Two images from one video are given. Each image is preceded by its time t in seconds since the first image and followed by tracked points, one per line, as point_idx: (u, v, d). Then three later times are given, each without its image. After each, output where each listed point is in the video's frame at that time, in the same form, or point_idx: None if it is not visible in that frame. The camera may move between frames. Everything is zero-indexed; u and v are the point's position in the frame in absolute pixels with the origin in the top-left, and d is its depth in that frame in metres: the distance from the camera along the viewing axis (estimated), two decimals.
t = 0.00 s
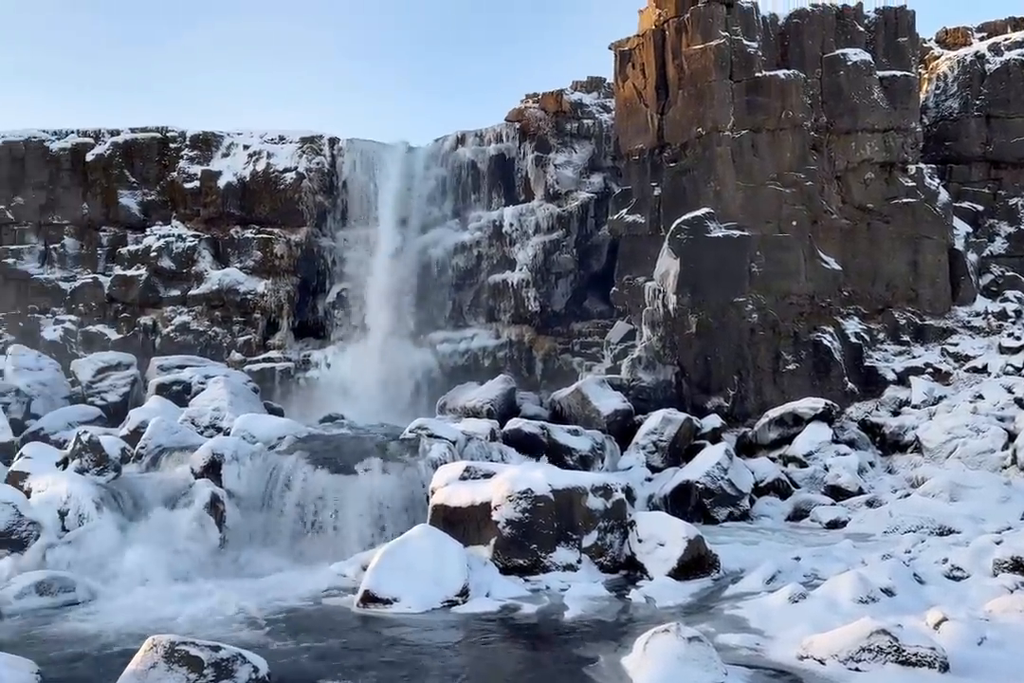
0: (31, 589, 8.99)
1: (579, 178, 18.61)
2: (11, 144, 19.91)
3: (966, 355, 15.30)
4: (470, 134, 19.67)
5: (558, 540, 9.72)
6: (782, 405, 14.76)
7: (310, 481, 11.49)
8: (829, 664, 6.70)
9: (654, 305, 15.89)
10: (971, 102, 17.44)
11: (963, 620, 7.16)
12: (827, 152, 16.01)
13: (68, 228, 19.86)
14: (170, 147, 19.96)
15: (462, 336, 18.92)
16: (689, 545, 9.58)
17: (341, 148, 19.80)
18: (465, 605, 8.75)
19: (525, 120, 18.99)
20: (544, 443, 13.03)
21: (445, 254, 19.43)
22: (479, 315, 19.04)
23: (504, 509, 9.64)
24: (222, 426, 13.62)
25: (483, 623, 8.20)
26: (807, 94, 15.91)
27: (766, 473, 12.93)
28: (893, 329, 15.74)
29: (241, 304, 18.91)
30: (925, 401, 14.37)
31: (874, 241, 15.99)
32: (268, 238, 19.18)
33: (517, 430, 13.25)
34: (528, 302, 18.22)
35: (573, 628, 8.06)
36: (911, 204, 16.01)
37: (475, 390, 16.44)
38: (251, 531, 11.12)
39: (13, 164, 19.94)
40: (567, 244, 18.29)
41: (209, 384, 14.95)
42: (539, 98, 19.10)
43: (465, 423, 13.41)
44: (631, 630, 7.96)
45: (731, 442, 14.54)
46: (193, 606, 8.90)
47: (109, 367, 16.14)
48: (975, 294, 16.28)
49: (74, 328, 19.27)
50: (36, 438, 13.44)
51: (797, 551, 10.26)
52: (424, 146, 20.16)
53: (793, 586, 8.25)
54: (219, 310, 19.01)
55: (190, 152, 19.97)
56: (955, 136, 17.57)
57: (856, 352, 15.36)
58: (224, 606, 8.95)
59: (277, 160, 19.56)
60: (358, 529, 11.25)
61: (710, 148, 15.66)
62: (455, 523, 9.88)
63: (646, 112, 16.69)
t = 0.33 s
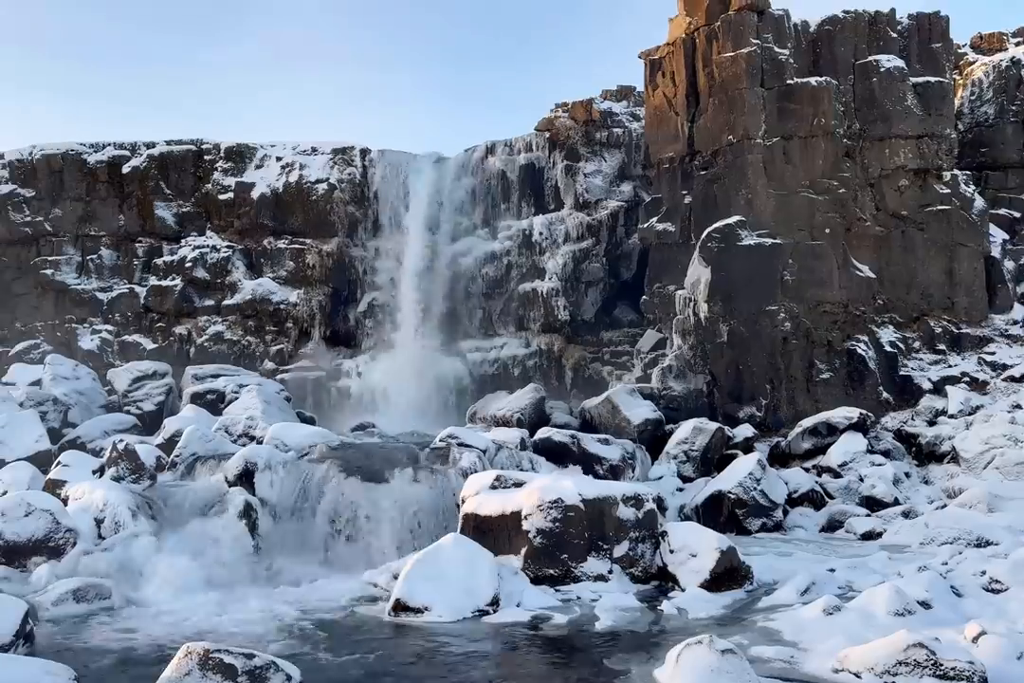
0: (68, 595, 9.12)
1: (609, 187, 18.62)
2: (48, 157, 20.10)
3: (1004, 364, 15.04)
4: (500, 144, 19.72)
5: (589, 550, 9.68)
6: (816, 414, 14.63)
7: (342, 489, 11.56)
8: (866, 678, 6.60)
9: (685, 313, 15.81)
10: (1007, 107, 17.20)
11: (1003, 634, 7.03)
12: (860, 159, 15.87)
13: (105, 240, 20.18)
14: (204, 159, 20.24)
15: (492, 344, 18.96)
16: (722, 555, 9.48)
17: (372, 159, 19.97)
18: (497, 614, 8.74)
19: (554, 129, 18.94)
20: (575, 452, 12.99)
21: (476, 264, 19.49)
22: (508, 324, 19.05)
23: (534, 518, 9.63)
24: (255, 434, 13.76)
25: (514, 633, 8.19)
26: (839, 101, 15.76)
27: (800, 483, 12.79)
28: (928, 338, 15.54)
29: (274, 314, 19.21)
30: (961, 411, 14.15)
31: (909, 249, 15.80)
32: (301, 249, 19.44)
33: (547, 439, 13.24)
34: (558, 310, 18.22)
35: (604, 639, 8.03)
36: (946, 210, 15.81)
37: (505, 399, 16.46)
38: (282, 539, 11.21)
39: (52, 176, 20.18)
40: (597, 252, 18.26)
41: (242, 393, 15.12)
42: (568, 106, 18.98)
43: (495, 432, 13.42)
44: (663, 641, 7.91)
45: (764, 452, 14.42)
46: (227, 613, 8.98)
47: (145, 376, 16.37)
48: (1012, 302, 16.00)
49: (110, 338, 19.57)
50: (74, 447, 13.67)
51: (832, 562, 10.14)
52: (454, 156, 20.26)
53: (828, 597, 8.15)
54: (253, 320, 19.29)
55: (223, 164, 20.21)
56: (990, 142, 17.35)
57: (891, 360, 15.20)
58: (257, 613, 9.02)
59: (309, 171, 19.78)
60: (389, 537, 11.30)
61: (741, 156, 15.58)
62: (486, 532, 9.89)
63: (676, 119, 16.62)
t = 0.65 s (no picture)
0: (102, 602, 9.22)
1: (637, 195, 18.53)
2: (82, 168, 20.43)
3: None
4: (527, 153, 19.74)
5: (618, 560, 9.64)
6: (848, 424, 14.47)
7: (371, 498, 11.60)
8: None
9: (714, 322, 15.67)
10: None
11: None
12: (891, 166, 15.69)
13: (138, 251, 20.45)
14: (235, 171, 20.48)
15: (519, 353, 18.96)
16: (754, 567, 9.39)
17: (400, 169, 20.09)
18: (525, 624, 8.72)
19: (582, 138, 19.07)
20: (603, 462, 12.94)
21: (503, 272, 19.44)
22: (536, 332, 19.02)
23: (563, 528, 9.62)
24: (286, 443, 13.84)
25: (543, 643, 8.17)
26: (870, 108, 15.59)
27: (832, 493, 12.65)
28: (962, 346, 15.34)
29: (304, 323, 19.41)
30: (996, 420, 13.94)
31: (941, 256, 15.61)
32: (330, 259, 19.65)
33: (575, 449, 13.21)
34: (585, 318, 18.12)
35: (634, 650, 7.98)
36: (979, 217, 15.57)
37: (533, 408, 16.45)
38: (312, 548, 11.26)
39: (86, 188, 20.53)
40: (624, 261, 18.22)
41: (273, 402, 15.23)
42: (597, 115, 19.19)
43: (523, 441, 13.42)
44: (694, 653, 7.85)
45: (795, 462, 14.29)
46: (258, 621, 9.04)
47: (177, 384, 16.54)
48: None
49: (143, 347, 19.80)
50: (108, 455, 13.84)
51: (865, 574, 10.01)
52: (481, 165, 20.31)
53: (861, 609, 8.01)
54: (283, 328, 19.52)
55: (254, 175, 20.44)
56: None
57: (924, 369, 15.04)
58: (288, 621, 9.07)
59: (339, 182, 19.99)
60: (417, 546, 11.30)
61: (770, 164, 15.48)
62: (514, 541, 9.87)
63: (704, 127, 16.56)
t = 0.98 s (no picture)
0: (139, 610, 9.33)
1: (669, 204, 18.33)
2: (121, 181, 20.90)
3: None
4: (558, 163, 19.74)
5: (652, 571, 9.55)
6: (885, 434, 14.23)
7: (404, 508, 11.63)
8: None
9: (748, 330, 15.62)
10: None
11: None
12: (927, 173, 15.50)
13: (175, 262, 20.75)
14: (270, 183, 20.74)
15: (551, 362, 18.92)
16: (790, 579, 9.28)
17: (432, 179, 20.25)
18: (559, 635, 8.66)
19: (613, 147, 18.88)
20: (635, 473, 12.86)
21: (534, 282, 19.43)
22: (567, 342, 18.98)
23: (596, 539, 9.56)
24: (319, 452, 13.93)
25: (577, 654, 8.12)
26: (905, 115, 15.45)
27: (869, 505, 12.46)
28: (1002, 355, 15.05)
29: (337, 333, 19.58)
30: None
31: (980, 264, 15.36)
32: (363, 269, 19.81)
33: (608, 459, 13.15)
34: (617, 328, 18.13)
35: (669, 662, 7.91)
36: (1019, 224, 15.35)
37: (564, 417, 16.41)
38: (346, 556, 11.30)
39: (124, 201, 20.99)
40: (656, 270, 18.09)
41: (307, 411, 15.34)
42: (628, 124, 18.84)
43: (555, 451, 13.38)
44: (729, 666, 7.76)
45: (831, 474, 14.10)
46: (292, 630, 9.08)
47: (213, 394, 16.69)
48: None
49: (179, 357, 20.05)
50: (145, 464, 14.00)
51: (904, 587, 9.84)
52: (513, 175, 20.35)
53: (901, 623, 7.81)
54: (316, 339, 19.68)
55: (289, 187, 20.69)
56: None
57: (963, 379, 14.73)
58: (322, 630, 9.10)
59: (372, 193, 20.18)
60: (450, 556, 11.29)
61: (804, 171, 15.38)
62: (547, 552, 9.85)
63: (737, 135, 16.46)
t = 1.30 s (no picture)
0: (178, 617, 9.42)
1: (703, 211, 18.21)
2: (160, 194, 21.27)
3: None
4: (591, 171, 19.72)
5: (688, 582, 9.47)
6: (925, 443, 14.05)
7: (438, 516, 11.66)
8: None
9: (784, 338, 15.41)
10: None
11: None
12: (966, 178, 15.30)
13: (213, 273, 21.04)
14: (305, 194, 20.95)
15: (584, 371, 18.89)
16: (829, 590, 9.14)
17: (465, 189, 20.33)
18: (594, 646, 8.61)
19: (646, 154, 18.78)
20: (670, 482, 12.77)
21: (567, 290, 19.41)
22: (600, 350, 18.93)
23: (631, 549, 9.50)
24: (354, 461, 13.99)
25: (613, 665, 8.07)
26: (943, 119, 15.26)
27: (909, 515, 12.26)
28: None
29: (371, 342, 19.73)
30: None
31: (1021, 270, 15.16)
32: (397, 279, 19.95)
33: (642, 468, 13.05)
34: (651, 337, 18.03)
35: (706, 674, 7.83)
36: None
37: (598, 426, 16.35)
38: (381, 564, 11.35)
39: (163, 213, 21.34)
40: (690, 277, 17.98)
41: (341, 420, 15.43)
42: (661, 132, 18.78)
43: (589, 461, 13.30)
44: (768, 678, 7.66)
45: (870, 483, 13.89)
46: (327, 638, 9.12)
47: (250, 402, 16.85)
48: None
49: (217, 367, 20.30)
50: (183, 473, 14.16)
51: (946, 598, 9.66)
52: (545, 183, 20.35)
53: (943, 635, 7.71)
54: (351, 348, 19.84)
55: (324, 197, 20.89)
56: None
57: (1004, 386, 14.55)
58: (357, 638, 9.13)
59: (405, 203, 20.33)
60: (484, 565, 11.30)
61: (841, 177, 15.21)
62: (582, 561, 9.80)
63: (772, 141, 16.35)
